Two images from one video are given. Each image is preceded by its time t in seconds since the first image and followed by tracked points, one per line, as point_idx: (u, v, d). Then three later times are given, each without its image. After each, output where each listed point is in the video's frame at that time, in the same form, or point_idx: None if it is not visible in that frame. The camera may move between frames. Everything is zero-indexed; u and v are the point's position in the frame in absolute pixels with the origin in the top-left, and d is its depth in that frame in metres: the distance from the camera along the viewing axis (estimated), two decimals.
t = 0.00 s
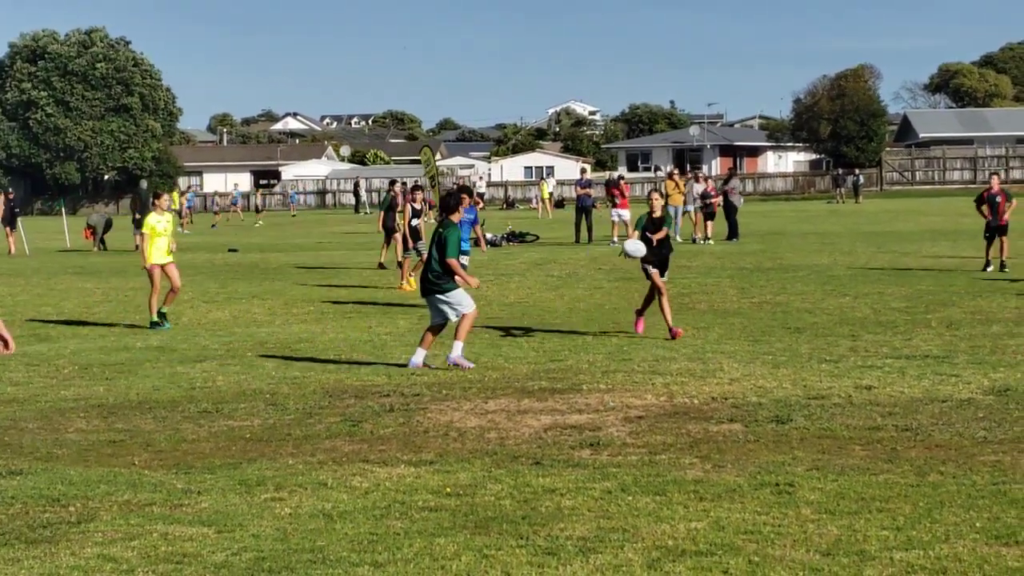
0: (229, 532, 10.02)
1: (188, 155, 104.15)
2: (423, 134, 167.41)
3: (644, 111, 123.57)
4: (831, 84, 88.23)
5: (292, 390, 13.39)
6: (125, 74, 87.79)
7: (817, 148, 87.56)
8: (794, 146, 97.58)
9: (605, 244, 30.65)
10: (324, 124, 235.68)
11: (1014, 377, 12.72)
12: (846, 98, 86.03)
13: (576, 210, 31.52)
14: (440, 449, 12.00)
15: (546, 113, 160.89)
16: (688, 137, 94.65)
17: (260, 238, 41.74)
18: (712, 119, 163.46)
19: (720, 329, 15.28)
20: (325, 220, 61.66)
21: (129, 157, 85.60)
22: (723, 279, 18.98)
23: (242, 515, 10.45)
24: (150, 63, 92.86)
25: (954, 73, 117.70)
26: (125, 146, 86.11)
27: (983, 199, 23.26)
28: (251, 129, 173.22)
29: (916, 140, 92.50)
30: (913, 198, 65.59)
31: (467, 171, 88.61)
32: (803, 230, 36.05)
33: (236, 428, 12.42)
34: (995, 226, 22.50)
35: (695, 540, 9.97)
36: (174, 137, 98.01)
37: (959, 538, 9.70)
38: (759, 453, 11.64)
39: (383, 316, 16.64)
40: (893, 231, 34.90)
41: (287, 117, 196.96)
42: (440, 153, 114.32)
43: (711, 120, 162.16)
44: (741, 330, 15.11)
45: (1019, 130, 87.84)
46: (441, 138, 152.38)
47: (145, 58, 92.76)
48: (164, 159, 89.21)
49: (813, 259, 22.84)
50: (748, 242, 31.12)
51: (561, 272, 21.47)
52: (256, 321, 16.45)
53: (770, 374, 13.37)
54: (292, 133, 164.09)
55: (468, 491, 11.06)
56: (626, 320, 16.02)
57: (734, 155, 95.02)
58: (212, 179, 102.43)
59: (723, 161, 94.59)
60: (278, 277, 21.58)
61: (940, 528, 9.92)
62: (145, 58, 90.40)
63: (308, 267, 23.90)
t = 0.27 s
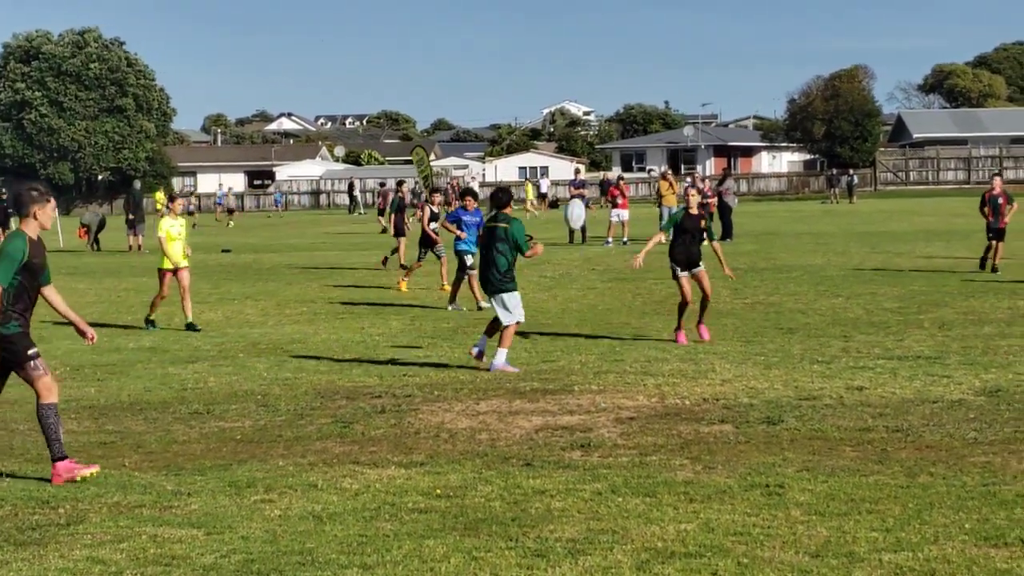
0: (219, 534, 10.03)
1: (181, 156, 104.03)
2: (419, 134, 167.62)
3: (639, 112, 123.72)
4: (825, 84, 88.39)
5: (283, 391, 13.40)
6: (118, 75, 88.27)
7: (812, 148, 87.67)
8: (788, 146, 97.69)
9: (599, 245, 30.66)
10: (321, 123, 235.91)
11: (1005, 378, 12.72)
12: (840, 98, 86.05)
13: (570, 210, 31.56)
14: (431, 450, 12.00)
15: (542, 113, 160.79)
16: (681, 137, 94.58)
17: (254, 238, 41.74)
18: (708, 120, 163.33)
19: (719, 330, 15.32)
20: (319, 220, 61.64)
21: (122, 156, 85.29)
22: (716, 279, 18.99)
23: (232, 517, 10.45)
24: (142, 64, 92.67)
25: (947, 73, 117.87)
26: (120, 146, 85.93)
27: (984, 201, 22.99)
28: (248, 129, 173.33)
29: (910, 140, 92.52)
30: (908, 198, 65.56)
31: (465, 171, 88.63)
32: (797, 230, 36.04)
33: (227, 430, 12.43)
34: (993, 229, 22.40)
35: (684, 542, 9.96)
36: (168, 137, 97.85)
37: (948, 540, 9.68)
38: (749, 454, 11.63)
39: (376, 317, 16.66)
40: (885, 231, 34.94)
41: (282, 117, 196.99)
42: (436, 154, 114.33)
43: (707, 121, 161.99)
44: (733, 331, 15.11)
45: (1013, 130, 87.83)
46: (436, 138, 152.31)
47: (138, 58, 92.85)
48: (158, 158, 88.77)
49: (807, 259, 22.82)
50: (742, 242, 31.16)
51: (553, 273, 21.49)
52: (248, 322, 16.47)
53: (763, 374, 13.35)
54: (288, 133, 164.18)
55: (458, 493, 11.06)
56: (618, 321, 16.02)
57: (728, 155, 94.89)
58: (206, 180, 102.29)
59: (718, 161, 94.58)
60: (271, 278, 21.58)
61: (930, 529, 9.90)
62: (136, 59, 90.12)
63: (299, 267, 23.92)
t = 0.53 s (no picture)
0: (202, 535, 10.03)
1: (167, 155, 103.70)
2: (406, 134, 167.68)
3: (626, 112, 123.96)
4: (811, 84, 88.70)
5: (268, 391, 13.40)
6: (103, 74, 87.65)
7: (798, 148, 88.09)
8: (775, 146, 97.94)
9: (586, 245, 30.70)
10: (309, 122, 235.77)
11: (988, 378, 12.77)
12: (827, 99, 86.34)
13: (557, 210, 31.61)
14: (416, 450, 12.01)
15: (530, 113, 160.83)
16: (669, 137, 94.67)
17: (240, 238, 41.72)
18: (695, 121, 163.52)
19: (705, 330, 15.33)
20: (306, 219, 61.67)
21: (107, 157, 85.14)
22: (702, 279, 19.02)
23: (215, 517, 10.45)
24: (128, 64, 92.61)
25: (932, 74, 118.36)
26: (105, 147, 85.77)
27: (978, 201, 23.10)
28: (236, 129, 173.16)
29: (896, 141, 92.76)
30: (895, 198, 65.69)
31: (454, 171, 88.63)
32: (783, 231, 36.11)
33: (212, 430, 12.43)
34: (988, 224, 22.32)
35: (668, 541, 9.98)
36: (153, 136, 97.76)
37: (931, 539, 9.70)
38: (733, 454, 11.65)
39: (362, 316, 16.66)
40: (870, 231, 35.04)
41: (269, 117, 196.87)
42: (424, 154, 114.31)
43: (694, 121, 162.18)
44: (718, 330, 15.14)
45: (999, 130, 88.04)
46: (424, 138, 152.30)
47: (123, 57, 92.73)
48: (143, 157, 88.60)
49: (792, 259, 22.88)
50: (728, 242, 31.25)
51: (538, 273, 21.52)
52: (233, 321, 16.46)
53: (747, 374, 13.37)
54: (274, 133, 164.02)
55: (443, 493, 11.07)
56: (604, 320, 16.03)
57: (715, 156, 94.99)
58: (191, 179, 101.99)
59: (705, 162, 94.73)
60: (256, 277, 21.57)
61: (912, 529, 9.92)
62: (121, 58, 89.98)
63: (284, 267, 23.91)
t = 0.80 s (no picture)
0: (171, 535, 9.97)
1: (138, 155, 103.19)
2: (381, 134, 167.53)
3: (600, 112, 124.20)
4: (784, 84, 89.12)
5: (240, 391, 13.35)
6: (75, 74, 87.68)
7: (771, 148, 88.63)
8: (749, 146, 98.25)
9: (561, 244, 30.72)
10: (283, 123, 235.24)
11: (958, 377, 12.84)
12: (799, 99, 86.88)
13: (531, 210, 31.63)
14: (387, 450, 11.98)
15: (504, 113, 160.88)
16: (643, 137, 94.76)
17: (212, 238, 41.55)
18: (668, 121, 163.97)
19: (678, 330, 15.37)
20: (279, 219, 61.49)
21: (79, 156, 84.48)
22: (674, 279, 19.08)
23: (185, 517, 10.39)
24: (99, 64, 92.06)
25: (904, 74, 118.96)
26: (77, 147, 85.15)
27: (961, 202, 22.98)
28: (209, 129, 172.55)
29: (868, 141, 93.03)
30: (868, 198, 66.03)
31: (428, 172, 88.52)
32: (756, 231, 36.22)
33: (183, 430, 12.38)
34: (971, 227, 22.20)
35: (639, 540, 9.97)
36: (125, 136, 97.28)
37: (900, 537, 9.71)
38: (705, 453, 11.65)
39: (334, 316, 16.62)
40: (844, 231, 35.18)
41: (241, 117, 196.30)
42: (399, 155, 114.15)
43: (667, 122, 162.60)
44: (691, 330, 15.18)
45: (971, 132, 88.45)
46: (399, 139, 152.19)
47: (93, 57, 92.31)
48: (116, 158, 88.03)
49: (765, 259, 22.95)
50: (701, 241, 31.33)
51: (512, 273, 21.51)
52: (206, 321, 16.40)
53: (719, 373, 13.39)
54: (247, 133, 163.50)
55: (414, 493, 11.03)
56: (577, 320, 16.04)
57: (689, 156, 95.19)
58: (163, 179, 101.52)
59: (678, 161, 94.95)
60: (228, 277, 21.49)
61: (882, 527, 9.92)
62: (93, 59, 89.40)
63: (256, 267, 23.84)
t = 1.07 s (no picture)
0: (132, 536, 9.89)
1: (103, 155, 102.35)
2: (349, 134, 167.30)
3: (566, 112, 124.45)
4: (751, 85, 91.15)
5: (203, 391, 13.28)
6: (39, 72, 86.83)
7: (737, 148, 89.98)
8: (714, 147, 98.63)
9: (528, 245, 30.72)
10: (252, 123, 234.54)
11: (921, 376, 12.91)
12: (765, 100, 87.97)
13: (498, 211, 31.61)
14: (351, 450, 11.92)
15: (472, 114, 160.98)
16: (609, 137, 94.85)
17: (178, 238, 41.32)
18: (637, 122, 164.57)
19: (642, 331, 15.40)
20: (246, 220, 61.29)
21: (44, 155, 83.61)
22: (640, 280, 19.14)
23: (146, 518, 10.31)
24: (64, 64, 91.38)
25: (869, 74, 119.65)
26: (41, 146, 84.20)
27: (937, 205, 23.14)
28: (176, 129, 171.77)
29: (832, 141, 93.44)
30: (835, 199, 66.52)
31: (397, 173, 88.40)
32: (722, 231, 36.39)
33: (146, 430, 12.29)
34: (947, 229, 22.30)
35: (602, 539, 9.94)
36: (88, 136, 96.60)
37: (862, 535, 9.71)
38: (669, 452, 11.64)
39: (299, 316, 16.56)
40: (808, 231, 35.42)
41: (206, 117, 195.63)
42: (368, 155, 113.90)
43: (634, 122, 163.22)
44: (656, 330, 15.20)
45: (935, 132, 89.37)
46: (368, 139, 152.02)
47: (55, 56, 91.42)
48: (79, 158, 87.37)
49: (730, 259, 23.06)
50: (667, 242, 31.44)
51: (477, 273, 21.49)
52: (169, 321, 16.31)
53: (684, 373, 13.42)
54: (213, 133, 162.76)
55: (376, 493, 10.98)
56: (542, 320, 16.04)
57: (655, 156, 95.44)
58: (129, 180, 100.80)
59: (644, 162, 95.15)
60: (192, 277, 21.36)
61: (844, 526, 9.92)
62: (58, 59, 88.68)
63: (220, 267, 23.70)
